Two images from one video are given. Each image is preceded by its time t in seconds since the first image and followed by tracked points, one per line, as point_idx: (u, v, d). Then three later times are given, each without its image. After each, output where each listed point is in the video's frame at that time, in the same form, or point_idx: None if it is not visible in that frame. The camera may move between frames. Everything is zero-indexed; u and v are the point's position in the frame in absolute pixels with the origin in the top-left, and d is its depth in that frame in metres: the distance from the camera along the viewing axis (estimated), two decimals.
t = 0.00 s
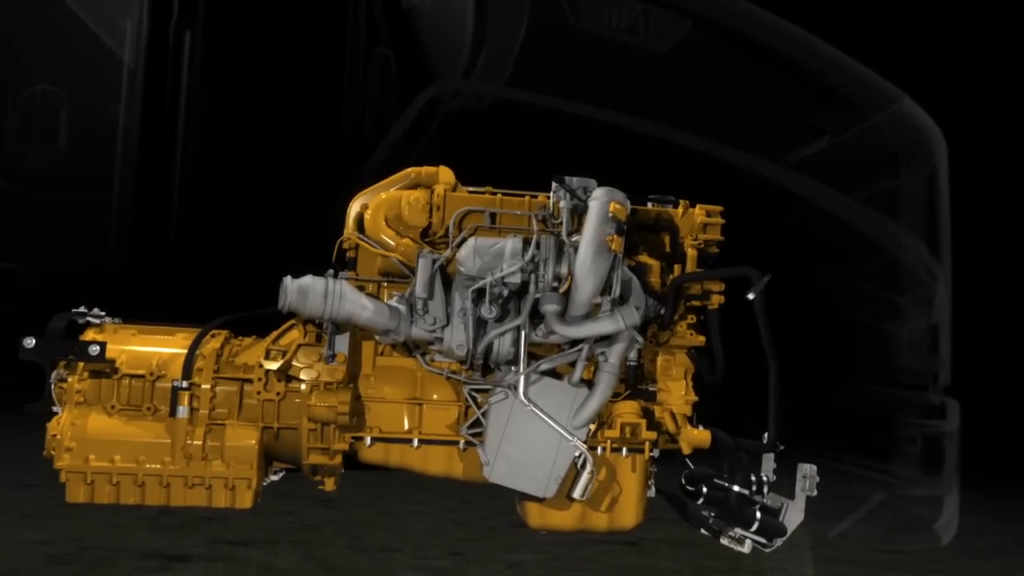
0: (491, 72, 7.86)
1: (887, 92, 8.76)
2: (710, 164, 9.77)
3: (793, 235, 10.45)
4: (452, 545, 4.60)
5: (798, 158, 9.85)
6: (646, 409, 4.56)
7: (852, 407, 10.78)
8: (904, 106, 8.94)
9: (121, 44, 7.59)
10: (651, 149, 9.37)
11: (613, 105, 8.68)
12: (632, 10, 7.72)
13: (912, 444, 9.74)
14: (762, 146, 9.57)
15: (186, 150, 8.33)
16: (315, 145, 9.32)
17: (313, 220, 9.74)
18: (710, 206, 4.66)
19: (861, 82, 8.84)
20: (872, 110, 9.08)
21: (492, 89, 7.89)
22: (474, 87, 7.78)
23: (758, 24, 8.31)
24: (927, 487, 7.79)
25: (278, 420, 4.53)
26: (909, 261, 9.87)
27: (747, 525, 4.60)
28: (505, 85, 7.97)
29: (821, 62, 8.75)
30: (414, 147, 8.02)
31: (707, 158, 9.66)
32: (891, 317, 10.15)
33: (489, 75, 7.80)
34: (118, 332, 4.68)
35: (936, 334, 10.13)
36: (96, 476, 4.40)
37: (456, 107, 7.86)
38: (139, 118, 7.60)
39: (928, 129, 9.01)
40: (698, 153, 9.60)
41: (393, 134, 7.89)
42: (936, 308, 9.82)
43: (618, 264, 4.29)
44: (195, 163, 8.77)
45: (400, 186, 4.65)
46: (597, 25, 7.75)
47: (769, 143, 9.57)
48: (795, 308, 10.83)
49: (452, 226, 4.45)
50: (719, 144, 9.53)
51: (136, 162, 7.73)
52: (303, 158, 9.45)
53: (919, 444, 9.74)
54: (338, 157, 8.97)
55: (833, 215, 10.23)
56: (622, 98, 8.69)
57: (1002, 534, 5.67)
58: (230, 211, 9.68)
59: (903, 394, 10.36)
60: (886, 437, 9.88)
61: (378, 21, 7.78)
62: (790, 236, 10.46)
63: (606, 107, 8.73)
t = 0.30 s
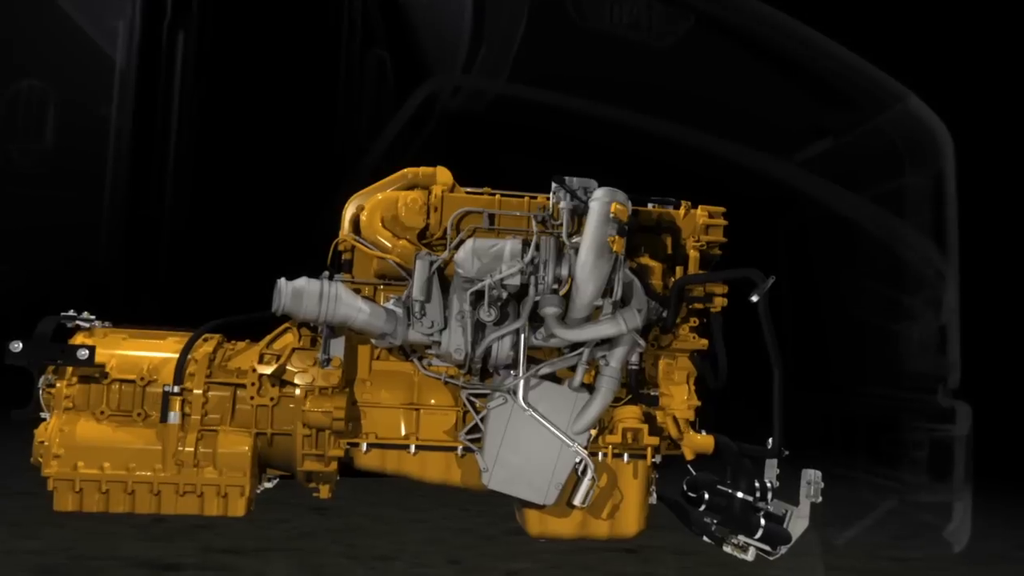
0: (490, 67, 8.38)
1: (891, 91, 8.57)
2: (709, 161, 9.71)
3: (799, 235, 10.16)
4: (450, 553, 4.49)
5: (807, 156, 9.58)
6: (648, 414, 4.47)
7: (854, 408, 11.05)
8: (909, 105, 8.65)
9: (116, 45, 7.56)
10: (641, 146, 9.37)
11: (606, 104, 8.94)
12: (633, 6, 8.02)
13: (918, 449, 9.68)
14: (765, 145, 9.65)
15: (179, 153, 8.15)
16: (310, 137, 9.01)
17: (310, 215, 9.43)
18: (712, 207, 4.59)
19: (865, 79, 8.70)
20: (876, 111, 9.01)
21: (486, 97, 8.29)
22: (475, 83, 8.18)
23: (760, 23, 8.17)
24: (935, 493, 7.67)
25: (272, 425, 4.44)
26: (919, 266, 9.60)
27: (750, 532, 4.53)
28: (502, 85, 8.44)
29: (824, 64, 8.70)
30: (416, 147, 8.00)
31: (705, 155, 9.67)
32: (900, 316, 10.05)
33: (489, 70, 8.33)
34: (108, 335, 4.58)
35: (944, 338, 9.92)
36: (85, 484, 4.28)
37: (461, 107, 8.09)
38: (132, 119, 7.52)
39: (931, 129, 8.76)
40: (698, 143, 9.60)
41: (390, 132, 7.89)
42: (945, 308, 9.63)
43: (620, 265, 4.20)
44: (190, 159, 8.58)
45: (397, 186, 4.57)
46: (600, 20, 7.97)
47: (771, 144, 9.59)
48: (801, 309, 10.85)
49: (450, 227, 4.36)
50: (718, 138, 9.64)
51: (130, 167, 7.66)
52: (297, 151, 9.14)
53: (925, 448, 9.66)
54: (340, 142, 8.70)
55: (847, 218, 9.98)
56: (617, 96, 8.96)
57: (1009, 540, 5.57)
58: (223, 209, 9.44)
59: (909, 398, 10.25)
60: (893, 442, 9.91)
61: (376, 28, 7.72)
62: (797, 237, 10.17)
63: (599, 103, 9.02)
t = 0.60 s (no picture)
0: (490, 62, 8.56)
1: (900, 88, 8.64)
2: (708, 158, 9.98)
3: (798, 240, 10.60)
4: (448, 562, 4.38)
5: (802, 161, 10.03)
6: (650, 419, 4.39)
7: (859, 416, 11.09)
8: (918, 101, 8.67)
9: (106, 45, 7.48)
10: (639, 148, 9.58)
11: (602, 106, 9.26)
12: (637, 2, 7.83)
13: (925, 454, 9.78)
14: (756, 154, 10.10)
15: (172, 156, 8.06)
16: (306, 134, 8.88)
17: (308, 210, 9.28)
18: (715, 208, 4.50)
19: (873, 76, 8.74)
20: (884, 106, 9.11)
21: (484, 98, 8.60)
22: (474, 77, 8.43)
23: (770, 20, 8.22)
24: (945, 500, 7.57)
25: (266, 432, 4.33)
26: (928, 265, 9.59)
27: (754, 540, 4.39)
28: (501, 82, 8.65)
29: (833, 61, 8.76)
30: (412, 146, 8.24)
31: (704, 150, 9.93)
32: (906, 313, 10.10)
33: (489, 65, 8.50)
34: (98, 340, 4.48)
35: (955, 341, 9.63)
36: (73, 492, 4.15)
37: (461, 106, 8.33)
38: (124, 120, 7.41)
39: (934, 127, 8.68)
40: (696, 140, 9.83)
41: (385, 131, 8.14)
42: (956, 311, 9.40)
43: (621, 267, 4.12)
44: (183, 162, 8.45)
45: (394, 187, 4.48)
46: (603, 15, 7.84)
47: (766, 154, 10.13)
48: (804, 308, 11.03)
49: (448, 228, 4.27)
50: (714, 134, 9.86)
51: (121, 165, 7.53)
52: (296, 147, 9.00)
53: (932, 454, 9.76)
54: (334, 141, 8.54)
55: (852, 213, 10.27)
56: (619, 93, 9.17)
57: (1013, 546, 5.50)
58: (219, 206, 9.27)
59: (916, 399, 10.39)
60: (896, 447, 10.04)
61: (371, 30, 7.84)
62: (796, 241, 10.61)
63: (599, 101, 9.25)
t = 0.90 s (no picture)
0: (490, 57, 8.54)
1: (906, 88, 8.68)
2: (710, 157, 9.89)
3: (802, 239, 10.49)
4: (446, 571, 4.27)
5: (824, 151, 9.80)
6: (652, 424, 4.30)
7: (862, 416, 11.59)
8: (923, 100, 8.70)
9: (98, 45, 7.25)
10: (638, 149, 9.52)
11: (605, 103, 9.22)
12: None
13: (934, 460, 9.74)
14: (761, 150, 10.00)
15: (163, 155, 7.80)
16: (301, 134, 8.62)
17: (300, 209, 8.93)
18: (718, 209, 4.40)
19: (881, 76, 8.67)
20: (886, 108, 9.09)
21: (484, 95, 8.52)
22: (474, 72, 8.33)
23: (778, 22, 8.22)
24: (955, 508, 7.46)
25: (258, 438, 4.23)
26: (937, 266, 9.74)
27: (759, 549, 4.31)
28: (502, 78, 8.62)
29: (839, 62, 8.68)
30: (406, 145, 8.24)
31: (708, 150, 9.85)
32: (911, 313, 10.15)
33: (489, 62, 8.49)
34: (87, 344, 4.37)
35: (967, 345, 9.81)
36: (61, 501, 4.05)
37: (457, 107, 8.28)
38: (114, 123, 7.39)
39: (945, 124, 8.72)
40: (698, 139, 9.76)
41: (378, 130, 8.13)
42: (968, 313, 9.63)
43: (623, 269, 4.04)
44: (175, 165, 8.14)
45: (391, 188, 4.40)
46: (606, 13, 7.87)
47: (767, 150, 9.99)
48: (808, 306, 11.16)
49: (446, 229, 4.19)
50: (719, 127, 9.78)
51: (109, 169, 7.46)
52: (290, 144, 8.68)
53: (941, 459, 9.71)
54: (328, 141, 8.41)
55: (858, 212, 10.18)
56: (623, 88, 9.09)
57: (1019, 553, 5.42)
58: (211, 206, 8.82)
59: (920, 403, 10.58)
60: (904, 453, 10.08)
61: (368, 31, 7.85)
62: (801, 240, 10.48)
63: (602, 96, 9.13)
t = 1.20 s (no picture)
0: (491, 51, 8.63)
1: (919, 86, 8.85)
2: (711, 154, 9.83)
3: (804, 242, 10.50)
4: None
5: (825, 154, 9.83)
6: (654, 430, 4.19)
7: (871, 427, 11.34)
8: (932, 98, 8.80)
9: (89, 46, 7.15)
10: (639, 149, 9.41)
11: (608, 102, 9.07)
12: None
13: (945, 466, 9.81)
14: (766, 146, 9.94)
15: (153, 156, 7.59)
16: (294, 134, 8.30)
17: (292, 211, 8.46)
18: (719, 211, 4.35)
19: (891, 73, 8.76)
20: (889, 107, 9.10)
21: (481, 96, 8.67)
22: (473, 67, 8.47)
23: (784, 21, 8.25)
24: (968, 516, 7.36)
25: (251, 445, 4.12)
26: (947, 266, 9.90)
27: (764, 557, 4.21)
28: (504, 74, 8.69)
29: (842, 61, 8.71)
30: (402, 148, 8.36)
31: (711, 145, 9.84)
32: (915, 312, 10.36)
33: (488, 56, 8.58)
34: (75, 350, 4.27)
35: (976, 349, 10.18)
36: (46, 510, 3.92)
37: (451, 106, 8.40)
38: (106, 125, 7.25)
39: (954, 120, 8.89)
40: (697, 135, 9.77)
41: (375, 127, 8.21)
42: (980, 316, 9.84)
43: (624, 270, 3.94)
44: (165, 168, 7.84)
45: (387, 190, 4.30)
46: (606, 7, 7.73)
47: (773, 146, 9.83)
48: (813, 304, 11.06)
49: (443, 231, 4.10)
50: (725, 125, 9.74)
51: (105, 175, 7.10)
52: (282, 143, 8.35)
53: (951, 465, 9.82)
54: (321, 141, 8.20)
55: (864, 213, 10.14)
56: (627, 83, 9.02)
57: None
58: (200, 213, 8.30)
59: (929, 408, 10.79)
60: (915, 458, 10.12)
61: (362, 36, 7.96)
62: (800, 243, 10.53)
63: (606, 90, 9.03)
